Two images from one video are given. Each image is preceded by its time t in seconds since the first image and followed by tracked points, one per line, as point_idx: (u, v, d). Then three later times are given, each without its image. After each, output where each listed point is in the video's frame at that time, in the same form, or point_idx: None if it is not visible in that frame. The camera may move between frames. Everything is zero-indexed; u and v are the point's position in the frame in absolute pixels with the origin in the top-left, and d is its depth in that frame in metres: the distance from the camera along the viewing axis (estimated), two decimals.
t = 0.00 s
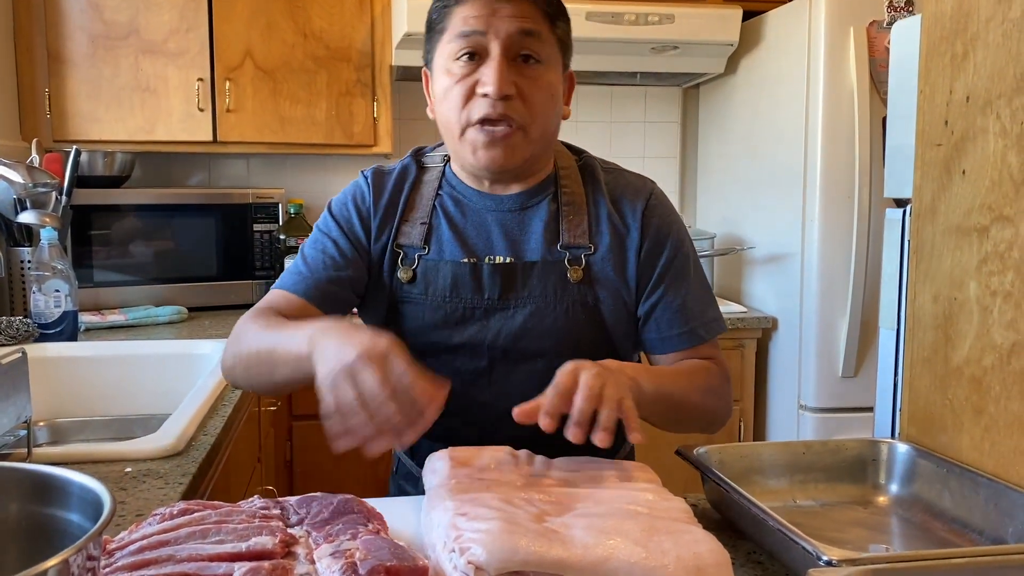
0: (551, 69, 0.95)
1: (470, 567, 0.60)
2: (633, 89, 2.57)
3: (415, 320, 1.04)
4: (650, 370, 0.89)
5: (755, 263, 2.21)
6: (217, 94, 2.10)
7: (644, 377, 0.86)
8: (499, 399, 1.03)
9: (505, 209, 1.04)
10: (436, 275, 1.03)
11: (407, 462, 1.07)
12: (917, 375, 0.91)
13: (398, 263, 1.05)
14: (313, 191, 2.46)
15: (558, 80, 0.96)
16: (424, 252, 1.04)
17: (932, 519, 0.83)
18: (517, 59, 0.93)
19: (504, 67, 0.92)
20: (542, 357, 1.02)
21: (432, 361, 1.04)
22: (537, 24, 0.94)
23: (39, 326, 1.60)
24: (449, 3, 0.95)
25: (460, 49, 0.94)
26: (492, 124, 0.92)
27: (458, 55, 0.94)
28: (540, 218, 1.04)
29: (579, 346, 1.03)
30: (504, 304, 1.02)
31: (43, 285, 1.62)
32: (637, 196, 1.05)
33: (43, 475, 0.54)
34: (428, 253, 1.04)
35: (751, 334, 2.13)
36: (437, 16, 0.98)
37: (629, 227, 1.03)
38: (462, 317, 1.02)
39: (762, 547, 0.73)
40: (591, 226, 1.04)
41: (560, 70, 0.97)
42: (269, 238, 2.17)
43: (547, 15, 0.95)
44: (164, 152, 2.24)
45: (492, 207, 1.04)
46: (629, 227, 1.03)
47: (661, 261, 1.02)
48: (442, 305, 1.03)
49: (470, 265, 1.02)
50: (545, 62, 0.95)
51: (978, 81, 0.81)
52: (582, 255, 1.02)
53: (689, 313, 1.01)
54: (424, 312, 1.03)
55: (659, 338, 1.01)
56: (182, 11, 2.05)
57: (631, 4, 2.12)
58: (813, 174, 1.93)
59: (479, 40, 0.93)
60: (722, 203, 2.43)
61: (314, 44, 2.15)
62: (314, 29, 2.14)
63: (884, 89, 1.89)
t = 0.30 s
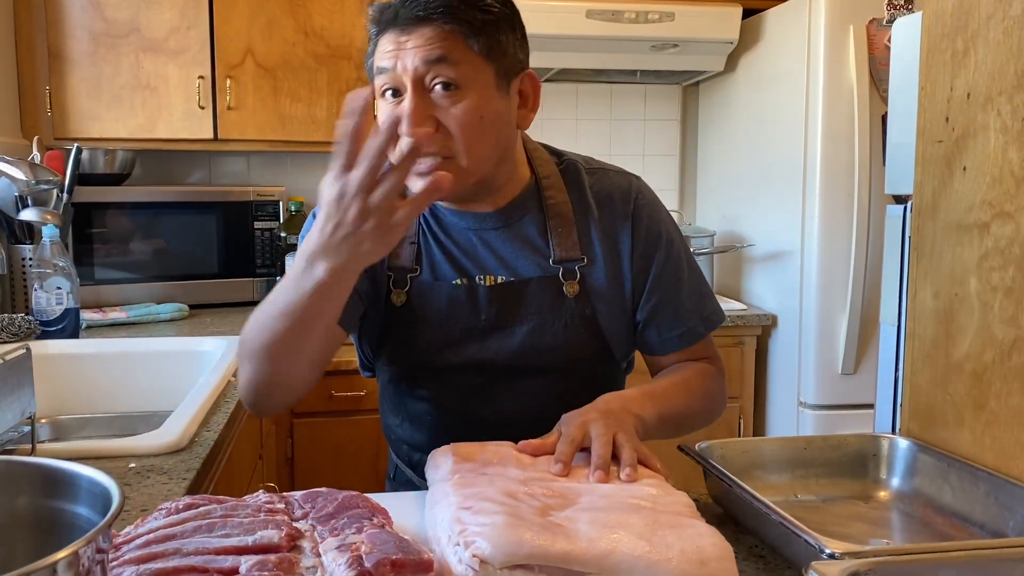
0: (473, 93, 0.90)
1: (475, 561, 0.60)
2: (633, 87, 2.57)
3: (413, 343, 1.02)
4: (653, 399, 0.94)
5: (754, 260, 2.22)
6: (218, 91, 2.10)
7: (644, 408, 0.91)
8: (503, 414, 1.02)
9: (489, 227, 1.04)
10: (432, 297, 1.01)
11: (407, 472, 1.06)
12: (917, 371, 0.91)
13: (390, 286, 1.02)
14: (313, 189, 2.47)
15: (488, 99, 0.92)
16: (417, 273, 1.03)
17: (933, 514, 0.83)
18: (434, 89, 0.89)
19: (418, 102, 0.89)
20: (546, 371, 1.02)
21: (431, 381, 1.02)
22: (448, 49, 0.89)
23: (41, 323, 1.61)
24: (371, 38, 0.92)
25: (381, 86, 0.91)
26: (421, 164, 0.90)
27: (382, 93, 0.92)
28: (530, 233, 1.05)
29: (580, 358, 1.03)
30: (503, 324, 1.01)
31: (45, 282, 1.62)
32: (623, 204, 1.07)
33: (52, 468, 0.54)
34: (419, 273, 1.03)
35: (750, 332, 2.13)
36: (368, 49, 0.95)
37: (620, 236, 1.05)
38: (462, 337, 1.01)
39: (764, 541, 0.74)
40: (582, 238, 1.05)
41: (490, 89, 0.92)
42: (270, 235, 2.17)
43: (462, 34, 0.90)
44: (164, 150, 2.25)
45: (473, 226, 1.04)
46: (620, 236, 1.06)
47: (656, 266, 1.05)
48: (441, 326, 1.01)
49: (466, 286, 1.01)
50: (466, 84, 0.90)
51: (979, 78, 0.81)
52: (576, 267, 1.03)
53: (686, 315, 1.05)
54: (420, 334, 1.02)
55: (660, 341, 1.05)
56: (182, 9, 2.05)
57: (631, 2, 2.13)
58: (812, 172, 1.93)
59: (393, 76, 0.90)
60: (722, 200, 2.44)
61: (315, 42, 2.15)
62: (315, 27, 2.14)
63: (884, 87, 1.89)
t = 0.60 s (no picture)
0: (494, 100, 0.92)
1: (476, 556, 0.60)
2: (633, 86, 2.58)
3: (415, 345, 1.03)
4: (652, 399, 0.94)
5: (754, 259, 2.22)
6: (218, 90, 2.11)
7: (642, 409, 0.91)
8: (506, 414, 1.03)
9: (491, 228, 1.04)
10: (435, 299, 1.02)
11: (406, 475, 1.06)
12: (915, 368, 0.92)
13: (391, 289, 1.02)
14: (313, 187, 2.47)
15: (508, 105, 0.94)
16: (418, 276, 1.02)
17: (931, 509, 0.84)
18: (456, 96, 0.91)
19: (443, 110, 0.90)
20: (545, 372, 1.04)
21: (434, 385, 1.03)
22: (472, 56, 0.90)
23: (42, 321, 1.61)
24: (385, 41, 0.92)
25: (399, 92, 0.91)
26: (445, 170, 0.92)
27: (398, 99, 0.92)
28: (532, 234, 1.05)
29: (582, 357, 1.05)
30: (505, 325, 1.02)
31: (46, 280, 1.62)
32: (624, 204, 1.08)
33: (58, 464, 0.55)
34: (422, 275, 1.03)
35: (750, 329, 2.14)
36: (378, 52, 0.95)
37: (622, 235, 1.06)
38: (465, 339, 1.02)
39: (762, 536, 0.74)
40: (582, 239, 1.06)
41: (509, 95, 0.94)
42: (270, 234, 2.18)
43: (483, 40, 0.91)
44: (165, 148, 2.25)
45: (477, 227, 1.04)
46: (621, 237, 1.06)
47: (656, 266, 1.06)
48: (444, 329, 1.02)
49: (468, 289, 1.02)
50: (489, 92, 0.92)
51: (977, 77, 0.82)
52: (578, 268, 1.04)
53: (687, 314, 1.06)
54: (424, 337, 1.02)
55: (661, 339, 1.07)
56: (183, 8, 2.06)
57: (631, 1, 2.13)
58: (811, 171, 1.94)
59: (413, 84, 0.90)
60: (721, 199, 2.44)
61: (315, 41, 2.15)
62: (315, 26, 2.15)
63: (883, 86, 1.90)
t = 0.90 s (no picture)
0: (521, 97, 0.93)
1: (472, 550, 0.61)
2: (631, 84, 2.58)
3: (421, 334, 1.05)
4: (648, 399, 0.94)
5: (752, 257, 2.23)
6: (218, 89, 2.11)
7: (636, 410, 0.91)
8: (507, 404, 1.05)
9: (500, 220, 1.05)
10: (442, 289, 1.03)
11: (407, 464, 1.07)
12: (910, 365, 0.92)
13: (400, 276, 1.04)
14: (312, 186, 2.47)
15: (532, 103, 0.95)
16: (427, 266, 1.04)
17: (925, 505, 0.85)
18: (483, 93, 0.92)
19: (469, 106, 0.91)
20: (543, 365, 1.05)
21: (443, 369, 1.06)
22: (499, 55, 0.91)
23: (42, 319, 1.61)
24: (413, 34, 0.93)
25: (426, 87, 0.92)
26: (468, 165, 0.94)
27: (424, 93, 0.93)
28: (539, 226, 1.05)
29: (585, 351, 1.06)
30: (508, 317, 1.04)
31: (46, 278, 1.62)
32: (632, 200, 1.08)
33: (57, 459, 0.55)
34: (429, 265, 1.04)
35: (748, 328, 2.14)
36: (404, 45, 0.96)
37: (627, 231, 1.06)
38: (468, 330, 1.04)
39: (757, 531, 0.75)
40: (589, 232, 1.06)
41: (533, 91, 0.95)
42: (269, 232, 2.18)
43: (512, 38, 0.92)
44: (164, 147, 2.25)
45: (487, 219, 1.05)
46: (626, 232, 1.06)
47: (660, 263, 1.06)
48: (449, 319, 1.04)
49: (475, 279, 1.03)
50: (515, 91, 0.93)
51: (971, 75, 0.82)
52: (583, 263, 1.04)
53: (687, 311, 1.06)
54: (430, 326, 1.04)
55: (659, 336, 1.06)
56: (182, 6, 2.06)
57: None
58: (809, 169, 1.94)
59: (441, 80, 0.91)
60: (720, 198, 2.44)
61: (314, 39, 2.16)
62: (314, 24, 2.15)
63: (881, 84, 1.90)
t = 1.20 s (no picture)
0: (509, 71, 0.95)
1: (491, 550, 0.62)
2: (639, 86, 2.59)
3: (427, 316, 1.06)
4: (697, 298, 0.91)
5: (760, 258, 2.23)
6: (228, 91, 2.12)
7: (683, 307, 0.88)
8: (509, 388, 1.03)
9: (506, 206, 1.06)
10: (449, 270, 1.06)
11: (428, 450, 1.10)
12: (923, 366, 0.93)
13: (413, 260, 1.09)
14: (321, 187, 2.48)
15: (521, 78, 0.97)
16: (435, 248, 1.07)
17: (937, 506, 0.85)
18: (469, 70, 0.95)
19: (454, 82, 0.94)
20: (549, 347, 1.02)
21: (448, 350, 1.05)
22: (476, 31, 0.95)
23: (55, 319, 1.62)
24: (409, 31, 1.00)
25: (419, 72, 0.98)
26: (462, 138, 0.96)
27: (420, 81, 0.98)
28: (542, 211, 1.06)
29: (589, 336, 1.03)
30: (511, 297, 1.04)
31: (59, 280, 1.64)
32: (636, 188, 1.06)
33: (83, 458, 0.56)
34: (439, 248, 1.07)
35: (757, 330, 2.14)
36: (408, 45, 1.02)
37: (632, 215, 1.05)
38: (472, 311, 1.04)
39: (771, 533, 0.76)
40: (592, 218, 1.06)
41: (522, 67, 0.97)
42: (279, 233, 2.19)
43: (493, 17, 0.96)
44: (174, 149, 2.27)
45: (493, 206, 1.07)
46: (627, 217, 1.05)
47: (662, 249, 1.05)
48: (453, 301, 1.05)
49: (479, 259, 1.04)
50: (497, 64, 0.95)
51: (984, 79, 0.83)
52: (586, 247, 1.05)
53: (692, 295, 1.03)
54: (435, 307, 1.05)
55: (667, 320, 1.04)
56: (193, 9, 2.07)
57: (637, 2, 2.14)
58: (818, 171, 1.95)
59: (430, 64, 0.96)
60: (727, 200, 2.45)
61: (323, 41, 2.17)
62: (324, 27, 2.16)
63: (890, 86, 1.90)
